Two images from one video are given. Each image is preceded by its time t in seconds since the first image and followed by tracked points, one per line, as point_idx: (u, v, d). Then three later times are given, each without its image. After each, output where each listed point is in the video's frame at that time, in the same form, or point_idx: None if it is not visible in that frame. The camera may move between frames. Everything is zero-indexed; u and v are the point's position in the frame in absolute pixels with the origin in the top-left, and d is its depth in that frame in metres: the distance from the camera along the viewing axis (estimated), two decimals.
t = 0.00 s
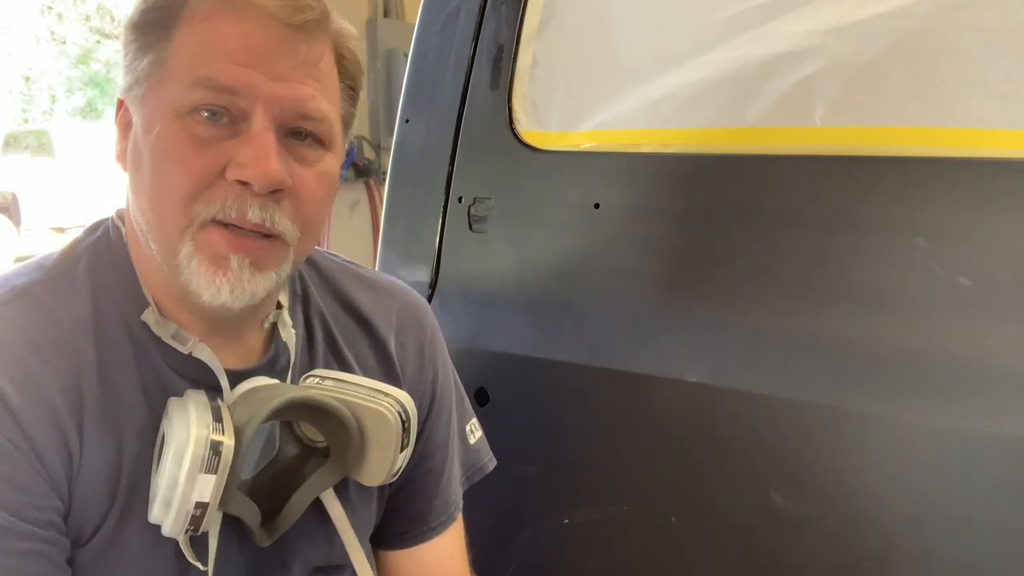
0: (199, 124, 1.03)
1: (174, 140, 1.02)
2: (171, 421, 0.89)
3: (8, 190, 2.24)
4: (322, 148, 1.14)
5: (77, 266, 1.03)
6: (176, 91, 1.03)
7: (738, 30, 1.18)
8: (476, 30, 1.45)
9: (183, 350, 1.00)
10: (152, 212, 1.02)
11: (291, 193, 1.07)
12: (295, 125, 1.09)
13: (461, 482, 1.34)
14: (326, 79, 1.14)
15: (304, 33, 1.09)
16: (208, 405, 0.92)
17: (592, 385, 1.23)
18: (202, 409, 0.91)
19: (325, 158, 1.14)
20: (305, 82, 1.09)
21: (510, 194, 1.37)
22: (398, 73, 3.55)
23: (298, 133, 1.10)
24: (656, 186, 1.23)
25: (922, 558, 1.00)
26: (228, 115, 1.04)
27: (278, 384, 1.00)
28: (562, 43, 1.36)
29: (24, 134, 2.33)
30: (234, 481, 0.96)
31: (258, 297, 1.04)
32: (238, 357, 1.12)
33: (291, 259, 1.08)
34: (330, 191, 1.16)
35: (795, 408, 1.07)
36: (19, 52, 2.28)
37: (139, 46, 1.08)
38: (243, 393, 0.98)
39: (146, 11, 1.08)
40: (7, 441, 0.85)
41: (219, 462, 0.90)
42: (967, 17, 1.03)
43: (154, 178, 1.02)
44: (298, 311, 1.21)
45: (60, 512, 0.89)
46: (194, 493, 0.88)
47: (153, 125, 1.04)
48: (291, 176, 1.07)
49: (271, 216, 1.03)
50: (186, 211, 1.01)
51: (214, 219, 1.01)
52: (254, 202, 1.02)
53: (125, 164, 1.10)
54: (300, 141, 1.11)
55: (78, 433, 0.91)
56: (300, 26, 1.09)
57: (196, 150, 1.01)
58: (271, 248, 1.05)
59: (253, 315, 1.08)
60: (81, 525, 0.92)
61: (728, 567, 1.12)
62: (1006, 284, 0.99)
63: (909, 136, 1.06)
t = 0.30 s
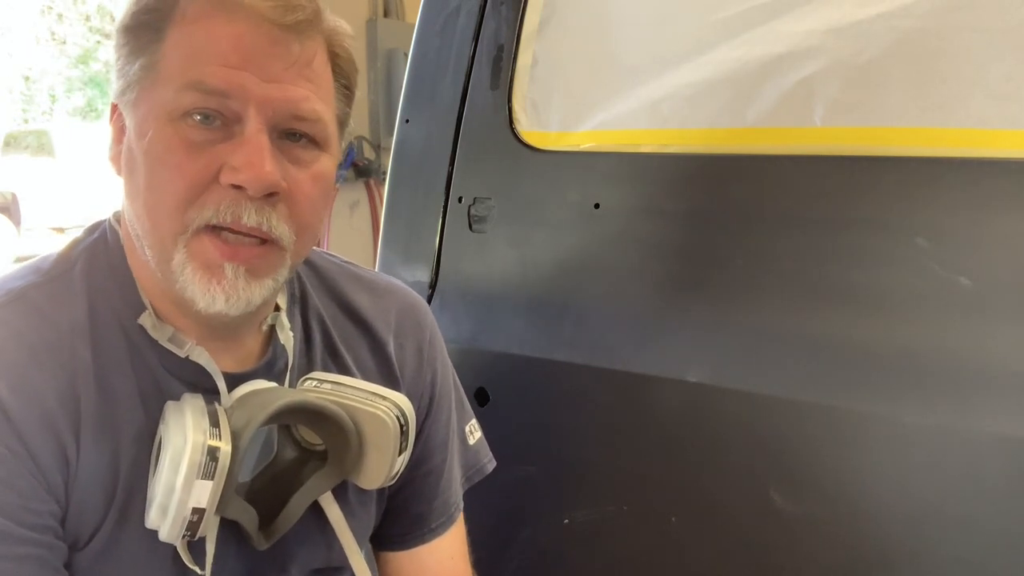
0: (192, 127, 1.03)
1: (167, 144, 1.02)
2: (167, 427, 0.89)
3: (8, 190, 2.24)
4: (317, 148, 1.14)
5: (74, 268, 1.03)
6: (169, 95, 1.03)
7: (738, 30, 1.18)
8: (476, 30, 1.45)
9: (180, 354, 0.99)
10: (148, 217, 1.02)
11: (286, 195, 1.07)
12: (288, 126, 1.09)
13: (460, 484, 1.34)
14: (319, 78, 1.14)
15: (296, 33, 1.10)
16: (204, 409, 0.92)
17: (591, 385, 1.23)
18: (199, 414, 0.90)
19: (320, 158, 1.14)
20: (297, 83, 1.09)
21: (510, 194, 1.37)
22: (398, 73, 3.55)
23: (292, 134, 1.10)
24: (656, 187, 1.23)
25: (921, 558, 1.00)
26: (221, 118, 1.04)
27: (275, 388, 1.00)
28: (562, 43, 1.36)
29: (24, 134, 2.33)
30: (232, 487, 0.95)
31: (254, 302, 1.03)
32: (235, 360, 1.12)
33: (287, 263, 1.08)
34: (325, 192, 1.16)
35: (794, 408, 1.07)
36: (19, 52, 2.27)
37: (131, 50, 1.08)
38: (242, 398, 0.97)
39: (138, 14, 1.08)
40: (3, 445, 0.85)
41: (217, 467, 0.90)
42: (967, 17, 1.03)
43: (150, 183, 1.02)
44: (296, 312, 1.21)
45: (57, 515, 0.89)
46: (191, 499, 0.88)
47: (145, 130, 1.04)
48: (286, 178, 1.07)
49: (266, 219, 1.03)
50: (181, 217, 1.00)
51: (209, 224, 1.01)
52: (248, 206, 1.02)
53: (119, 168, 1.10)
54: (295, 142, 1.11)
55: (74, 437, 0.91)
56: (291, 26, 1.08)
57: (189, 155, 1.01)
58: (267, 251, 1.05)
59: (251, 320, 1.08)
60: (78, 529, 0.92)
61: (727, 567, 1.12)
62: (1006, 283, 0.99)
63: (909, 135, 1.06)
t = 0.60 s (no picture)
0: (214, 127, 1.02)
1: (188, 143, 1.01)
2: (163, 428, 0.89)
3: (9, 190, 2.24)
4: (332, 151, 1.14)
5: (69, 270, 1.02)
6: (189, 95, 1.02)
7: (738, 30, 1.18)
8: (476, 30, 1.45)
9: (175, 354, 0.99)
10: (168, 216, 1.01)
11: (305, 197, 1.08)
12: (307, 129, 1.09)
13: (457, 482, 1.34)
14: (335, 82, 1.14)
15: (317, 38, 1.11)
16: (199, 410, 0.92)
17: (591, 385, 1.23)
18: (194, 416, 0.90)
19: (335, 162, 1.15)
20: (316, 86, 1.10)
21: (510, 194, 1.37)
22: (398, 73, 3.55)
23: (310, 137, 1.11)
24: (656, 187, 1.23)
25: (920, 558, 1.00)
26: (243, 118, 1.04)
27: (270, 388, 0.99)
28: (562, 43, 1.36)
29: (24, 134, 2.33)
30: (227, 487, 0.95)
31: (268, 297, 1.04)
32: (230, 360, 1.11)
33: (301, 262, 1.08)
34: (337, 195, 1.16)
35: (794, 408, 1.07)
36: (19, 52, 2.27)
37: (147, 47, 1.07)
38: (237, 398, 0.97)
39: (154, 11, 1.07)
40: None
41: (210, 468, 0.90)
42: (967, 17, 1.03)
43: (169, 182, 1.01)
44: (291, 312, 1.21)
45: (51, 516, 0.89)
46: (185, 500, 0.88)
47: (161, 128, 1.03)
48: (305, 180, 1.08)
49: (288, 220, 1.04)
50: (204, 216, 1.01)
51: (232, 224, 1.02)
52: (272, 207, 1.02)
53: (127, 165, 1.09)
54: (312, 145, 1.11)
55: (68, 438, 0.91)
56: (311, 30, 1.09)
57: (212, 155, 1.01)
58: (286, 252, 1.05)
59: (252, 316, 1.08)
60: (73, 529, 0.92)
61: (727, 567, 1.12)
62: (1007, 283, 0.99)
63: (909, 135, 1.06)
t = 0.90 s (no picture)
0: (211, 126, 1.03)
1: (187, 143, 1.02)
2: (179, 422, 0.89)
3: (8, 190, 2.24)
4: (333, 144, 1.14)
5: (88, 265, 1.03)
6: (186, 96, 1.03)
7: (738, 30, 1.18)
8: (476, 30, 1.45)
9: (191, 351, 1.00)
10: (170, 216, 1.01)
11: (305, 191, 1.07)
12: (306, 123, 1.09)
13: (461, 488, 1.34)
14: (332, 75, 1.14)
15: (309, 31, 1.09)
16: (214, 404, 0.92)
17: (592, 385, 1.23)
18: (210, 409, 0.90)
19: (336, 154, 1.14)
20: (312, 80, 1.09)
21: (510, 194, 1.37)
22: (398, 73, 3.55)
23: (309, 131, 1.10)
24: (656, 187, 1.23)
25: (920, 557, 1.01)
26: (240, 116, 1.04)
27: (281, 386, 0.99)
28: (562, 43, 1.36)
29: (24, 134, 2.32)
30: (240, 482, 0.95)
31: (277, 293, 1.04)
32: (246, 359, 1.12)
33: (306, 257, 1.08)
34: (340, 188, 1.16)
35: (794, 409, 1.07)
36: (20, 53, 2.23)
37: (146, 50, 1.08)
38: (250, 394, 0.97)
39: (151, 15, 1.08)
40: (16, 436, 0.86)
41: (225, 462, 0.90)
42: (968, 17, 1.03)
43: (171, 183, 1.02)
44: (304, 314, 1.21)
45: (66, 509, 0.89)
46: (200, 492, 0.88)
47: (163, 130, 1.03)
48: (304, 174, 1.08)
49: (287, 214, 1.04)
50: (205, 214, 1.01)
51: (233, 221, 1.02)
52: (271, 202, 1.02)
53: (135, 170, 1.10)
54: (312, 139, 1.11)
55: (86, 431, 0.91)
56: (304, 24, 1.08)
57: (210, 153, 1.01)
58: (288, 246, 1.05)
59: (264, 314, 1.08)
60: (87, 522, 0.92)
61: (727, 567, 1.12)
62: (1006, 283, 0.99)
63: (909, 135, 1.06)
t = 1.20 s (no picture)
0: (206, 129, 1.03)
1: (185, 146, 1.03)
2: (204, 414, 0.89)
3: (8, 189, 2.24)
4: (332, 141, 1.13)
5: (113, 260, 1.04)
6: (182, 100, 1.04)
7: (738, 30, 1.18)
8: (476, 30, 1.45)
9: (212, 347, 1.00)
10: (170, 219, 1.03)
11: (300, 189, 1.07)
12: (300, 121, 1.08)
13: (468, 491, 1.34)
14: (328, 70, 1.13)
15: (297, 27, 1.08)
16: (238, 399, 0.92)
17: (591, 385, 1.23)
18: (234, 403, 0.91)
19: (336, 151, 1.13)
20: (304, 77, 1.08)
21: (510, 194, 1.37)
22: (399, 73, 3.55)
23: (306, 128, 1.10)
24: (657, 187, 1.23)
25: (920, 557, 1.01)
26: (234, 118, 1.04)
27: (302, 383, 1.00)
28: (563, 43, 1.36)
29: (24, 134, 2.32)
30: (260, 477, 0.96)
31: (279, 290, 1.03)
32: (265, 356, 1.13)
33: (309, 254, 1.07)
34: (342, 184, 1.15)
35: (794, 409, 1.07)
36: (19, 52, 2.24)
37: (150, 56, 1.10)
38: (268, 391, 0.98)
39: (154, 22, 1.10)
40: (42, 427, 0.86)
41: (250, 454, 0.90)
42: (967, 18, 1.03)
43: (171, 186, 1.03)
44: (322, 313, 1.21)
45: (90, 501, 0.89)
46: (224, 484, 0.88)
47: (164, 134, 1.05)
48: (299, 172, 1.07)
49: (280, 213, 1.03)
50: (201, 215, 1.01)
51: (228, 221, 1.02)
52: (263, 202, 1.02)
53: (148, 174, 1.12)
54: (310, 136, 1.10)
55: (112, 424, 0.91)
56: (292, 20, 1.07)
57: (204, 155, 1.02)
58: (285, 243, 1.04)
59: (275, 315, 1.08)
60: (110, 515, 0.92)
61: (728, 566, 1.12)
62: (1005, 283, 0.99)
63: (909, 136, 1.06)
